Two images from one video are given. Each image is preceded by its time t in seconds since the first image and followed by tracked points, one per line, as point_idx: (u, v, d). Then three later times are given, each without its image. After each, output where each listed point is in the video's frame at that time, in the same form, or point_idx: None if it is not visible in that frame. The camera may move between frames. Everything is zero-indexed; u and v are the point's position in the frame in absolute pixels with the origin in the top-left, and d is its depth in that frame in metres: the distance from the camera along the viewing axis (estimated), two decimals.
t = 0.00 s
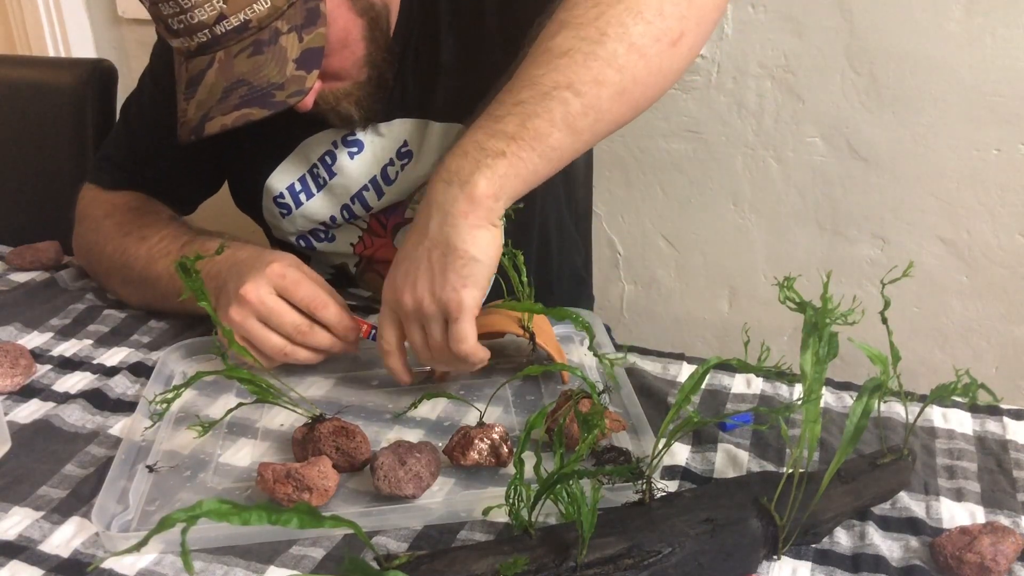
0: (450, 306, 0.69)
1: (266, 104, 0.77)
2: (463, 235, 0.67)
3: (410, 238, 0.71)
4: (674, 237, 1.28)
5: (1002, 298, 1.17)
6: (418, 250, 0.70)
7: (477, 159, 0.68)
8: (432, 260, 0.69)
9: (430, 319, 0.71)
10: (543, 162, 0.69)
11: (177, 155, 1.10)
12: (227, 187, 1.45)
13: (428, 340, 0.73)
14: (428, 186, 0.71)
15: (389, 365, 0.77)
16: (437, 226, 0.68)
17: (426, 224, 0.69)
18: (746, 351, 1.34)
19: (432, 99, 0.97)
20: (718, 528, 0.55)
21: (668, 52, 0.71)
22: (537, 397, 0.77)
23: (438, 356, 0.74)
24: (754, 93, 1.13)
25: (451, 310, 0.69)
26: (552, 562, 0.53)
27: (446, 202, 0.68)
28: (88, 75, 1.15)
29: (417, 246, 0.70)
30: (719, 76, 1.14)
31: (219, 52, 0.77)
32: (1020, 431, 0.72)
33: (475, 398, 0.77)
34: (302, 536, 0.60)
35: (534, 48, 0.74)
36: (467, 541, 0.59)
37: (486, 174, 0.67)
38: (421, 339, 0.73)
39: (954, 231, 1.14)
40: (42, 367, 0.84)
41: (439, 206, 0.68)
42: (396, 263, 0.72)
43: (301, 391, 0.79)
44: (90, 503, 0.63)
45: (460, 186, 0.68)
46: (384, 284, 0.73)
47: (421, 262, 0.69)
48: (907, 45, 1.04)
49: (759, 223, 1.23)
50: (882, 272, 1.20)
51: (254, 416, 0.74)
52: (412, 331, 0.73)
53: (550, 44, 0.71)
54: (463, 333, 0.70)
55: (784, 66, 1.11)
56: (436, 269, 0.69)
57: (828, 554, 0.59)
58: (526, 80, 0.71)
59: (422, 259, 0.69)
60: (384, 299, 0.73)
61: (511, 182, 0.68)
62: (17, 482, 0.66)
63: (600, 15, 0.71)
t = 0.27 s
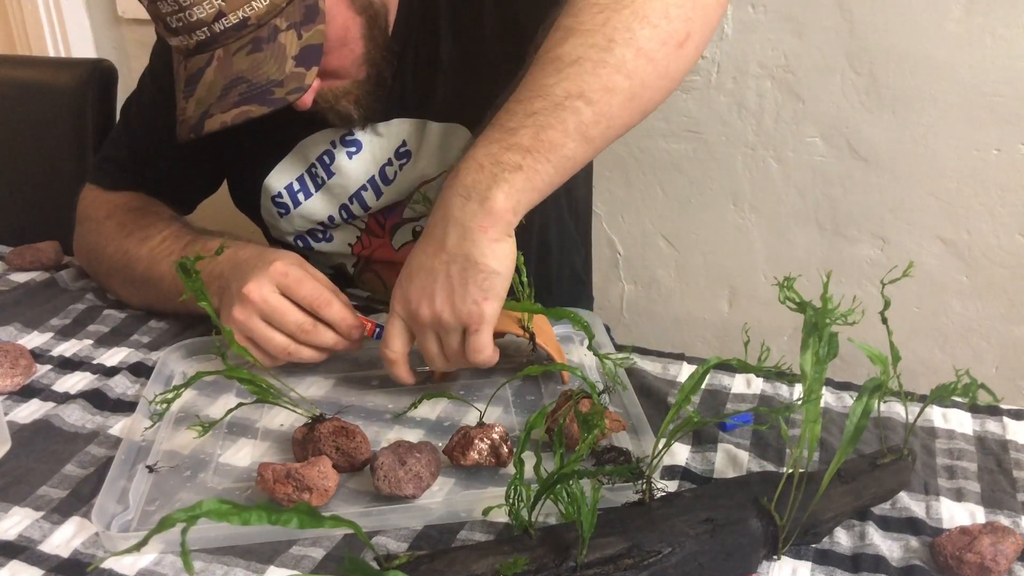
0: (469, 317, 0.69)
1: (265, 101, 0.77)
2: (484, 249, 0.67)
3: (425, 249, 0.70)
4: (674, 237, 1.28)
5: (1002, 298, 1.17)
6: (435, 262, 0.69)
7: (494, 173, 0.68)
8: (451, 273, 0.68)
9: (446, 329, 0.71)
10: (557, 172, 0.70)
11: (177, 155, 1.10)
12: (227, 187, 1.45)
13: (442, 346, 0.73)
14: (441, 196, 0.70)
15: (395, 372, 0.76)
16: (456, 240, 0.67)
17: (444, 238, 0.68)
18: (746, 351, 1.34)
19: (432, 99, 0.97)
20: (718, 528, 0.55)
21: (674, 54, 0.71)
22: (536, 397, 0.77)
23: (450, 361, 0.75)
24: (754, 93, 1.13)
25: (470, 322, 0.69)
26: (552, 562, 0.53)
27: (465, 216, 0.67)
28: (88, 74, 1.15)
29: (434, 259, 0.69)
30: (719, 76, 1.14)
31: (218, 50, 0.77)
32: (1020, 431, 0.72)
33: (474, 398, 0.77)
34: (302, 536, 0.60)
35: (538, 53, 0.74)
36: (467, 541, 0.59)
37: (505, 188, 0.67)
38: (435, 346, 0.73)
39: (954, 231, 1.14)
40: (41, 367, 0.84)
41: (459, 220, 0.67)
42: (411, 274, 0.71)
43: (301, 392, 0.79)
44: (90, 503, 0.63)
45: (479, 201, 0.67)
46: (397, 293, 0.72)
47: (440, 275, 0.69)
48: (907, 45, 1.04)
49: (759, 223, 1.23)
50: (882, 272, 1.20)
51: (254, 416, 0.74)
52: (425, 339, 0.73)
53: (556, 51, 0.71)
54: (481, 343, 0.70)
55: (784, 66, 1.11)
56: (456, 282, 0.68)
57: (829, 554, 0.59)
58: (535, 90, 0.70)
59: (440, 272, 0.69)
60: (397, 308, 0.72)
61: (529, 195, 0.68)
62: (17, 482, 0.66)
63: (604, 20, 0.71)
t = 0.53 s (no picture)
0: (478, 310, 0.69)
1: (273, 98, 0.76)
2: (497, 241, 0.67)
3: (436, 240, 0.69)
4: (674, 237, 1.28)
5: (1002, 298, 1.17)
6: (446, 253, 0.68)
7: (507, 163, 0.68)
8: (462, 264, 0.68)
9: (454, 321, 0.71)
10: (570, 164, 0.70)
11: (178, 155, 1.10)
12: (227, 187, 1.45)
13: (448, 338, 0.73)
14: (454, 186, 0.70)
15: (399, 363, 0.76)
16: (469, 231, 0.67)
17: (456, 228, 0.68)
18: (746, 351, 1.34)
19: (432, 99, 0.97)
20: (718, 528, 0.55)
21: (686, 48, 0.72)
22: (537, 397, 0.77)
23: (455, 352, 0.75)
24: (754, 93, 1.13)
25: (479, 315, 0.69)
26: (552, 562, 0.53)
27: (478, 207, 0.67)
28: (88, 74, 1.15)
29: (445, 249, 0.69)
30: (719, 76, 1.14)
31: (225, 48, 0.77)
32: (1020, 431, 0.72)
33: (475, 398, 0.77)
34: (302, 536, 0.60)
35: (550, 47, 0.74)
36: (467, 541, 0.59)
37: (519, 179, 0.67)
38: (441, 338, 0.73)
39: (954, 231, 1.14)
40: (42, 367, 0.84)
41: (472, 211, 0.67)
42: (420, 264, 0.70)
43: (301, 392, 0.79)
44: (89, 503, 0.63)
45: (492, 193, 0.67)
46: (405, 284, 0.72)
47: (451, 266, 0.68)
48: (907, 45, 1.04)
49: (759, 223, 1.23)
50: (882, 272, 1.20)
51: (254, 416, 0.74)
52: (432, 331, 0.73)
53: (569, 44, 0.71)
54: (489, 336, 0.71)
55: (784, 66, 1.11)
56: (466, 274, 0.68)
57: (829, 554, 0.59)
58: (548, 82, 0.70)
59: (451, 263, 0.68)
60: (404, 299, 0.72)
61: (542, 186, 0.68)
62: (17, 482, 0.66)
63: (617, 13, 0.71)
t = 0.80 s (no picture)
0: (488, 304, 0.68)
1: (281, 97, 0.76)
2: (510, 233, 0.67)
3: (449, 232, 0.69)
4: (674, 237, 1.28)
5: (1002, 298, 1.17)
6: (459, 244, 0.68)
7: (522, 156, 0.68)
8: (474, 255, 0.68)
9: (463, 314, 0.70)
10: (585, 158, 0.70)
11: (178, 155, 1.10)
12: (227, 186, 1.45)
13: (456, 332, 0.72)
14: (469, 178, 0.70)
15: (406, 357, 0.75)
16: (483, 222, 0.67)
17: (470, 218, 0.68)
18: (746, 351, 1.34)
19: (432, 99, 0.97)
20: (718, 528, 0.55)
21: (700, 43, 0.72)
22: (537, 397, 0.77)
23: (464, 347, 0.74)
24: (754, 93, 1.13)
25: (489, 308, 0.69)
26: (552, 562, 0.53)
27: (493, 199, 0.67)
28: (89, 74, 1.16)
29: (458, 240, 0.68)
30: (719, 76, 1.14)
31: (233, 48, 0.77)
32: (1020, 431, 0.72)
33: (475, 398, 0.77)
34: (302, 536, 0.60)
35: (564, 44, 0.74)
36: (467, 541, 0.59)
37: (534, 172, 0.67)
38: (450, 332, 0.72)
39: (954, 231, 1.14)
40: (42, 367, 0.84)
41: (486, 203, 0.67)
42: (432, 256, 0.70)
43: (301, 392, 0.79)
44: (89, 503, 0.63)
45: (507, 185, 0.67)
46: (416, 275, 0.71)
47: (463, 257, 0.68)
48: (907, 45, 1.04)
49: (759, 223, 1.23)
50: (882, 272, 1.20)
51: (254, 416, 0.74)
52: (441, 324, 0.72)
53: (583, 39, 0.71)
54: (498, 331, 0.70)
55: (784, 66, 1.11)
56: (478, 266, 0.68)
57: (828, 554, 0.59)
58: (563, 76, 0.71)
59: (464, 254, 0.68)
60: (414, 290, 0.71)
61: (557, 179, 0.68)
62: (17, 482, 0.66)
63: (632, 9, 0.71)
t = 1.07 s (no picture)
0: (489, 292, 0.67)
1: (292, 92, 0.76)
2: (515, 221, 0.65)
3: (453, 218, 0.68)
4: (675, 237, 1.28)
5: (1002, 298, 1.17)
6: (462, 230, 0.67)
7: (531, 143, 0.67)
8: (478, 243, 0.66)
9: (463, 302, 0.69)
10: (592, 149, 0.69)
11: (178, 155, 1.10)
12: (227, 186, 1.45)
13: (457, 319, 0.71)
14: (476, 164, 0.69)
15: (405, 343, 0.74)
16: (488, 208, 0.66)
17: (476, 204, 0.67)
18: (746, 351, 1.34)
19: (432, 99, 0.97)
20: (718, 528, 0.55)
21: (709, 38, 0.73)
22: (537, 396, 0.77)
23: (461, 332, 0.73)
24: (754, 92, 1.13)
25: (489, 296, 0.68)
26: (552, 562, 0.53)
27: (500, 186, 0.66)
28: (90, 74, 1.16)
29: (461, 227, 0.67)
30: (719, 76, 1.14)
31: (241, 44, 0.77)
32: (1020, 431, 0.72)
33: (475, 398, 0.77)
34: (302, 536, 0.60)
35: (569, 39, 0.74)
36: (467, 541, 0.59)
37: (542, 158, 0.66)
38: (450, 318, 0.71)
39: (954, 231, 1.14)
40: (42, 367, 0.84)
41: (493, 190, 0.66)
42: (434, 242, 0.68)
43: (301, 391, 0.79)
44: (89, 503, 0.63)
45: (514, 172, 0.66)
46: (417, 261, 0.70)
47: (466, 244, 0.67)
48: (907, 45, 1.04)
49: (759, 223, 1.23)
50: (882, 272, 1.20)
51: (254, 416, 0.74)
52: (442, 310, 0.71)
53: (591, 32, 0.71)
54: (498, 319, 0.69)
55: (784, 66, 1.11)
56: (481, 253, 0.66)
57: (828, 554, 0.59)
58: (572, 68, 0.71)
59: (467, 241, 0.67)
60: (415, 276, 0.70)
61: (565, 167, 0.68)
62: (17, 482, 0.66)
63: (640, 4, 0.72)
